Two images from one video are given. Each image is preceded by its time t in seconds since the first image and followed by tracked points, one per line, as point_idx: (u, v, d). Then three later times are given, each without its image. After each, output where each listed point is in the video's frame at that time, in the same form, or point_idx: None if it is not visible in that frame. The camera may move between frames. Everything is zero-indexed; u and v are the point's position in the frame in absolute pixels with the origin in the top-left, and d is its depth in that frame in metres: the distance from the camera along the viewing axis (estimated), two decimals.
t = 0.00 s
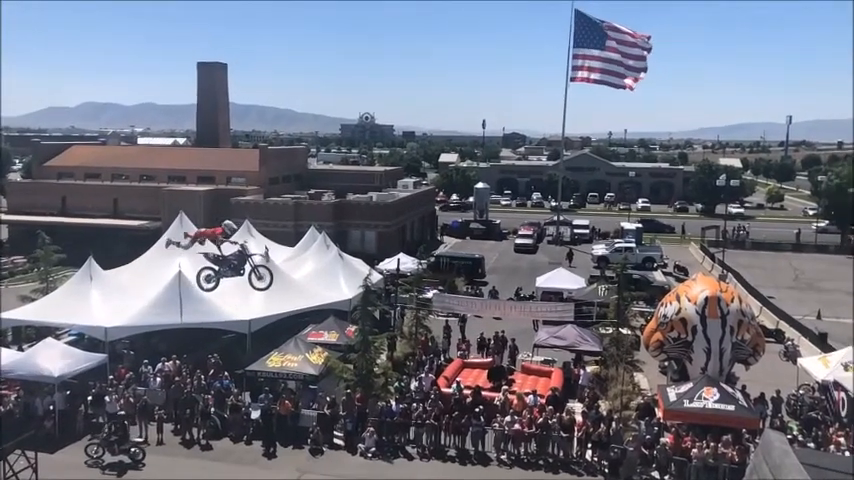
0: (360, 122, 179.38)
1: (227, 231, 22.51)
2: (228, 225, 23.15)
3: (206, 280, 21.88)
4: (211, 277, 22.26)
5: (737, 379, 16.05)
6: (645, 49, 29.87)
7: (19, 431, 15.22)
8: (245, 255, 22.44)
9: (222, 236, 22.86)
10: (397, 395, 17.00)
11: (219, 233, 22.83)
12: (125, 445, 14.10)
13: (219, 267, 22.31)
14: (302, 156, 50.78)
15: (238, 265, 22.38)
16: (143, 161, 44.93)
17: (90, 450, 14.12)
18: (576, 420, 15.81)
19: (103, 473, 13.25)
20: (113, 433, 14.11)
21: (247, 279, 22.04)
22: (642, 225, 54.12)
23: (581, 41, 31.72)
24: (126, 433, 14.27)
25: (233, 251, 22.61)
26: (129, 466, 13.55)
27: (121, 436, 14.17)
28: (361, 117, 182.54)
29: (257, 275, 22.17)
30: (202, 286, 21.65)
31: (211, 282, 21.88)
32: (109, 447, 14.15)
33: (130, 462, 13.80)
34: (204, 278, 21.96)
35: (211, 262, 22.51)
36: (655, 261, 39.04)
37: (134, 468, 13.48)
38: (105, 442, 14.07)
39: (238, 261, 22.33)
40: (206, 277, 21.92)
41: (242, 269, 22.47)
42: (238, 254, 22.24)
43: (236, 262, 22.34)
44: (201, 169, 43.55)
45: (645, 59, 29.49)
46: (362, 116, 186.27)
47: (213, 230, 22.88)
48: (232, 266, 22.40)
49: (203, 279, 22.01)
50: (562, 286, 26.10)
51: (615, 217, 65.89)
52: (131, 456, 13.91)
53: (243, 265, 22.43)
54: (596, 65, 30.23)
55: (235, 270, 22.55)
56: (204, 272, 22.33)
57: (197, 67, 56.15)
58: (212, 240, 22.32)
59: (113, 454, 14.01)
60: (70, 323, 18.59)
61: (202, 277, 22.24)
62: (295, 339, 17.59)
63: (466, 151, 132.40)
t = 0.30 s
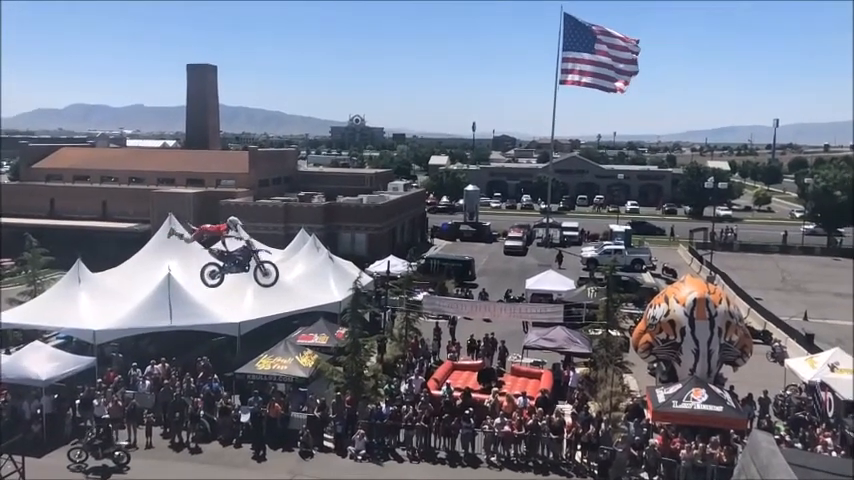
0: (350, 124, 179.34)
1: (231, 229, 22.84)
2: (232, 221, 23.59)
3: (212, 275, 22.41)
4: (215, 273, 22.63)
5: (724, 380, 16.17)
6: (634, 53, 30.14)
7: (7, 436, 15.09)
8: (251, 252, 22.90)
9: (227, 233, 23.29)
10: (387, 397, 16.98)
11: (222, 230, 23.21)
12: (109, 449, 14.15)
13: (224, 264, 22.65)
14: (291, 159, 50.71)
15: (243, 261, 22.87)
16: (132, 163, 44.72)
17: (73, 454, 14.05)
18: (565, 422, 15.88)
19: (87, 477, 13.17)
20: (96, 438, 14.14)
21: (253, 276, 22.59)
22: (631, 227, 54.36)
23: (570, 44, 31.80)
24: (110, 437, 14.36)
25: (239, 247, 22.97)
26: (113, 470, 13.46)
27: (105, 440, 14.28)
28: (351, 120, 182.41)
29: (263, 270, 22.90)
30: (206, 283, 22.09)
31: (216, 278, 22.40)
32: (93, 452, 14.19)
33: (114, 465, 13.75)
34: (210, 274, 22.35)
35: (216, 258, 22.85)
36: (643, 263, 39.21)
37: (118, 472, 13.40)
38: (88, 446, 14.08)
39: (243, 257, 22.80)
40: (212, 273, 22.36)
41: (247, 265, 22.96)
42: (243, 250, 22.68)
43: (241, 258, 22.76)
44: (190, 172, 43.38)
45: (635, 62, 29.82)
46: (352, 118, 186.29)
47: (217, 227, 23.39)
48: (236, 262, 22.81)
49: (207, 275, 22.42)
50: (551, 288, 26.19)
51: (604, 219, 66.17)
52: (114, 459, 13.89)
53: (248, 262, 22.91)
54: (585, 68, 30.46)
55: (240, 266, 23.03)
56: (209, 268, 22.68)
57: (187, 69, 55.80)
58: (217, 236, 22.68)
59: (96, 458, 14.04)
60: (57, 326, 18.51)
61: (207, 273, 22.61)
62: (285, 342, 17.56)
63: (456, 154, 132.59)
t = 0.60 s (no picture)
0: (339, 127, 179.13)
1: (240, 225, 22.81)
2: (236, 219, 23.69)
3: (217, 271, 22.66)
4: (219, 269, 22.87)
5: (712, 381, 16.25)
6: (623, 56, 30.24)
7: None
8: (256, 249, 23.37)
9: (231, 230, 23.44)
10: (376, 399, 16.97)
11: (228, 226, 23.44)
12: (93, 453, 13.88)
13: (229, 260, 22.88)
14: (281, 161, 50.56)
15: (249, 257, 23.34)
16: (120, 165, 44.45)
17: (55, 459, 13.91)
18: (555, 423, 15.93)
19: None
20: (80, 441, 13.89)
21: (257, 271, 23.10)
22: (620, 229, 54.57)
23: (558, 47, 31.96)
24: (93, 441, 14.07)
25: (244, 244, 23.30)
26: (96, 474, 13.32)
27: (87, 444, 14.00)
28: (341, 122, 182.20)
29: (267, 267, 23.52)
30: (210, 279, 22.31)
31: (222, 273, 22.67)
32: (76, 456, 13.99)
33: (98, 470, 13.63)
34: (215, 270, 22.59)
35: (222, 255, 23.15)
36: (632, 265, 39.38)
37: (102, 477, 13.28)
38: (71, 450, 13.90)
39: (248, 254, 23.20)
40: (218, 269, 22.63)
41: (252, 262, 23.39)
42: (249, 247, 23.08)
43: (246, 254, 23.15)
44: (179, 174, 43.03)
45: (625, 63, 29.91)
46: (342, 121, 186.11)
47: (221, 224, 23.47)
48: (241, 259, 23.16)
49: (212, 271, 22.66)
50: (540, 290, 26.27)
51: (593, 221, 66.43)
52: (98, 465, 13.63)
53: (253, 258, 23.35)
54: (574, 71, 30.63)
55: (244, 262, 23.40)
56: (213, 264, 22.85)
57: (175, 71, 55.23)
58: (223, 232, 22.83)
59: (79, 463, 13.82)
60: (45, 329, 18.35)
61: (212, 269, 22.82)
62: (274, 344, 17.52)
63: (446, 156, 132.65)
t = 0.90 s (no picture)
0: (327, 129, 178.84)
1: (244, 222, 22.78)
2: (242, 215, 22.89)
3: (219, 269, 22.75)
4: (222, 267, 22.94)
5: (699, 382, 16.36)
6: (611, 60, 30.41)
7: None
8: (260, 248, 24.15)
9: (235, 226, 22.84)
10: (365, 402, 16.96)
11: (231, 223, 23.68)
12: (74, 459, 13.79)
13: (232, 256, 23.44)
14: (268, 164, 50.37)
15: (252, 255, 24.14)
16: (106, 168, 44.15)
17: (36, 465, 13.73)
18: (543, 425, 15.97)
19: None
20: (61, 446, 13.76)
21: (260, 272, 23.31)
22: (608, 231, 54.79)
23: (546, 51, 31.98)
24: (75, 445, 13.97)
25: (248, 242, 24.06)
26: None
27: (69, 449, 13.87)
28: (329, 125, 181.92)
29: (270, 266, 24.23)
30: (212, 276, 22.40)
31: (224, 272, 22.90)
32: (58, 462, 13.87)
33: (81, 475, 13.50)
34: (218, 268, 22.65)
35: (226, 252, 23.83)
36: (619, 267, 39.55)
37: None
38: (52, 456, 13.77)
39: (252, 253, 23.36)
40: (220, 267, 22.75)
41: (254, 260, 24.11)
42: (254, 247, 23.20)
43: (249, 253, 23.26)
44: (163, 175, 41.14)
45: (614, 66, 29.98)
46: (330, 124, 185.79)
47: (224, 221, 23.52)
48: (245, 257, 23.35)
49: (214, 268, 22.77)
50: (528, 292, 26.35)
51: (581, 223, 66.66)
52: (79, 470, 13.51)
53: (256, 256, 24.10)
54: (562, 75, 30.75)
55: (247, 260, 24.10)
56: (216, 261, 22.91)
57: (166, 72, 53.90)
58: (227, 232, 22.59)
59: (61, 468, 13.72)
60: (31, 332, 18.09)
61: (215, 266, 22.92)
62: (262, 348, 17.48)
63: (434, 158, 132.65)
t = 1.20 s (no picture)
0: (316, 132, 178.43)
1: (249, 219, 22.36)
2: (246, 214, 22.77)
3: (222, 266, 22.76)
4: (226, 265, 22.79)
5: (687, 383, 16.45)
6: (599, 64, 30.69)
7: None
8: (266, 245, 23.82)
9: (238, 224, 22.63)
10: (354, 406, 16.92)
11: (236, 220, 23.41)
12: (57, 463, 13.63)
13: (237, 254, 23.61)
14: (258, 166, 50.21)
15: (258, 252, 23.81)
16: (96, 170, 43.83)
17: (18, 470, 13.54)
18: (532, 427, 16.02)
19: None
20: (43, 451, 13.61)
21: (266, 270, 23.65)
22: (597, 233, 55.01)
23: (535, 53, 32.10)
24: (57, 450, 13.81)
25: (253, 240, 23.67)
26: None
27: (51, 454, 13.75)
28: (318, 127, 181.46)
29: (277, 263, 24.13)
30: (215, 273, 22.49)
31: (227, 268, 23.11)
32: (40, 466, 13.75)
33: None
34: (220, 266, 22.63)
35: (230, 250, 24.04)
36: (607, 269, 39.69)
37: None
38: (34, 461, 13.63)
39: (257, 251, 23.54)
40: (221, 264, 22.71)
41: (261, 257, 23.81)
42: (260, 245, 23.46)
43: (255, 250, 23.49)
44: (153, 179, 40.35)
45: (603, 68, 30.27)
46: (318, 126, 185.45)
47: (229, 218, 23.34)
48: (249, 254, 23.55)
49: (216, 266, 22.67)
50: (517, 294, 26.40)
51: (569, 225, 66.91)
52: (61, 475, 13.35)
53: (262, 254, 23.75)
54: (552, 77, 30.90)
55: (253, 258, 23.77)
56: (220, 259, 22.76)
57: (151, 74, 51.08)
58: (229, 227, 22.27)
59: (43, 473, 13.56)
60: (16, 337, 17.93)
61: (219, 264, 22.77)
62: (251, 351, 17.43)
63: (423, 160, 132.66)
